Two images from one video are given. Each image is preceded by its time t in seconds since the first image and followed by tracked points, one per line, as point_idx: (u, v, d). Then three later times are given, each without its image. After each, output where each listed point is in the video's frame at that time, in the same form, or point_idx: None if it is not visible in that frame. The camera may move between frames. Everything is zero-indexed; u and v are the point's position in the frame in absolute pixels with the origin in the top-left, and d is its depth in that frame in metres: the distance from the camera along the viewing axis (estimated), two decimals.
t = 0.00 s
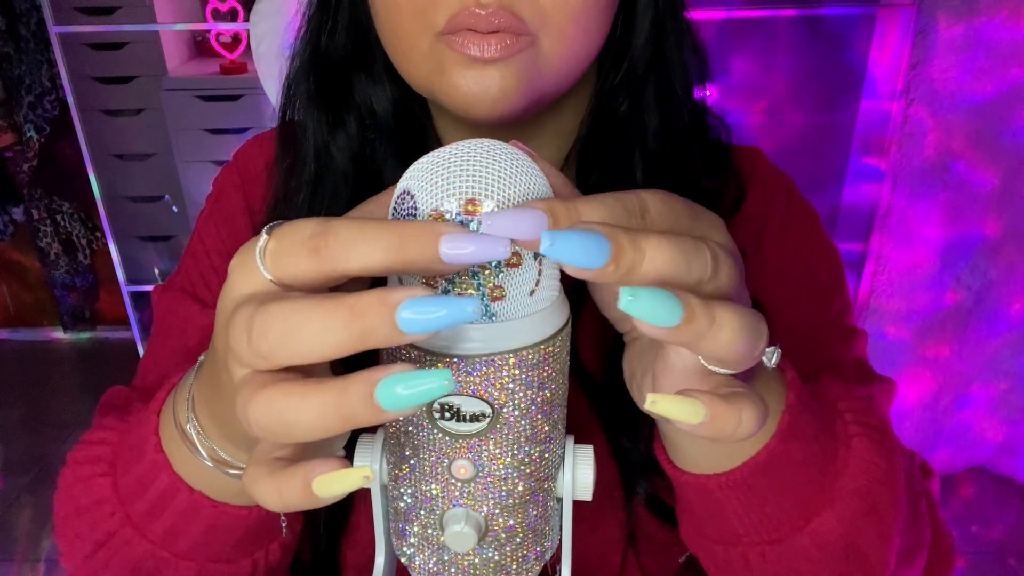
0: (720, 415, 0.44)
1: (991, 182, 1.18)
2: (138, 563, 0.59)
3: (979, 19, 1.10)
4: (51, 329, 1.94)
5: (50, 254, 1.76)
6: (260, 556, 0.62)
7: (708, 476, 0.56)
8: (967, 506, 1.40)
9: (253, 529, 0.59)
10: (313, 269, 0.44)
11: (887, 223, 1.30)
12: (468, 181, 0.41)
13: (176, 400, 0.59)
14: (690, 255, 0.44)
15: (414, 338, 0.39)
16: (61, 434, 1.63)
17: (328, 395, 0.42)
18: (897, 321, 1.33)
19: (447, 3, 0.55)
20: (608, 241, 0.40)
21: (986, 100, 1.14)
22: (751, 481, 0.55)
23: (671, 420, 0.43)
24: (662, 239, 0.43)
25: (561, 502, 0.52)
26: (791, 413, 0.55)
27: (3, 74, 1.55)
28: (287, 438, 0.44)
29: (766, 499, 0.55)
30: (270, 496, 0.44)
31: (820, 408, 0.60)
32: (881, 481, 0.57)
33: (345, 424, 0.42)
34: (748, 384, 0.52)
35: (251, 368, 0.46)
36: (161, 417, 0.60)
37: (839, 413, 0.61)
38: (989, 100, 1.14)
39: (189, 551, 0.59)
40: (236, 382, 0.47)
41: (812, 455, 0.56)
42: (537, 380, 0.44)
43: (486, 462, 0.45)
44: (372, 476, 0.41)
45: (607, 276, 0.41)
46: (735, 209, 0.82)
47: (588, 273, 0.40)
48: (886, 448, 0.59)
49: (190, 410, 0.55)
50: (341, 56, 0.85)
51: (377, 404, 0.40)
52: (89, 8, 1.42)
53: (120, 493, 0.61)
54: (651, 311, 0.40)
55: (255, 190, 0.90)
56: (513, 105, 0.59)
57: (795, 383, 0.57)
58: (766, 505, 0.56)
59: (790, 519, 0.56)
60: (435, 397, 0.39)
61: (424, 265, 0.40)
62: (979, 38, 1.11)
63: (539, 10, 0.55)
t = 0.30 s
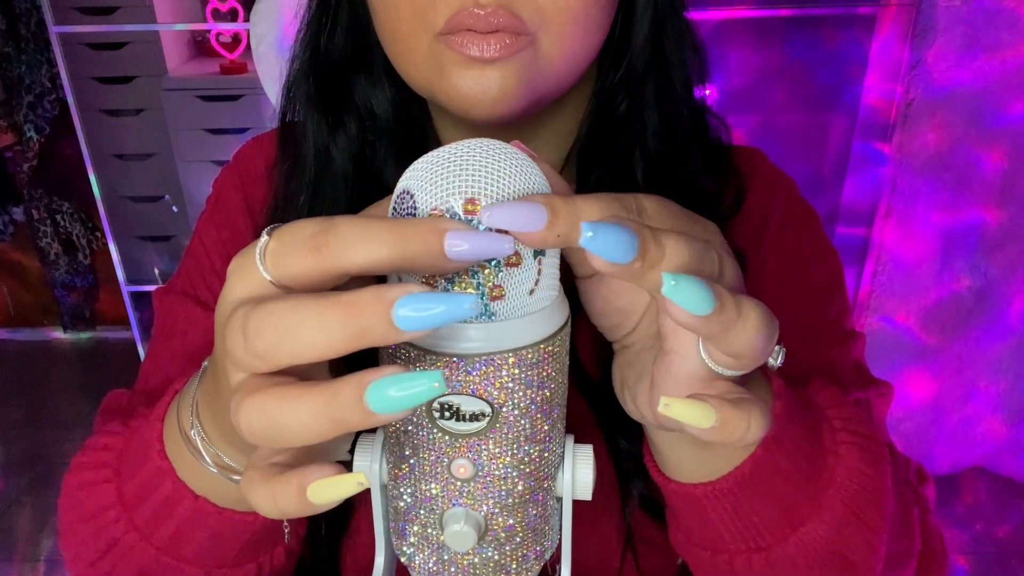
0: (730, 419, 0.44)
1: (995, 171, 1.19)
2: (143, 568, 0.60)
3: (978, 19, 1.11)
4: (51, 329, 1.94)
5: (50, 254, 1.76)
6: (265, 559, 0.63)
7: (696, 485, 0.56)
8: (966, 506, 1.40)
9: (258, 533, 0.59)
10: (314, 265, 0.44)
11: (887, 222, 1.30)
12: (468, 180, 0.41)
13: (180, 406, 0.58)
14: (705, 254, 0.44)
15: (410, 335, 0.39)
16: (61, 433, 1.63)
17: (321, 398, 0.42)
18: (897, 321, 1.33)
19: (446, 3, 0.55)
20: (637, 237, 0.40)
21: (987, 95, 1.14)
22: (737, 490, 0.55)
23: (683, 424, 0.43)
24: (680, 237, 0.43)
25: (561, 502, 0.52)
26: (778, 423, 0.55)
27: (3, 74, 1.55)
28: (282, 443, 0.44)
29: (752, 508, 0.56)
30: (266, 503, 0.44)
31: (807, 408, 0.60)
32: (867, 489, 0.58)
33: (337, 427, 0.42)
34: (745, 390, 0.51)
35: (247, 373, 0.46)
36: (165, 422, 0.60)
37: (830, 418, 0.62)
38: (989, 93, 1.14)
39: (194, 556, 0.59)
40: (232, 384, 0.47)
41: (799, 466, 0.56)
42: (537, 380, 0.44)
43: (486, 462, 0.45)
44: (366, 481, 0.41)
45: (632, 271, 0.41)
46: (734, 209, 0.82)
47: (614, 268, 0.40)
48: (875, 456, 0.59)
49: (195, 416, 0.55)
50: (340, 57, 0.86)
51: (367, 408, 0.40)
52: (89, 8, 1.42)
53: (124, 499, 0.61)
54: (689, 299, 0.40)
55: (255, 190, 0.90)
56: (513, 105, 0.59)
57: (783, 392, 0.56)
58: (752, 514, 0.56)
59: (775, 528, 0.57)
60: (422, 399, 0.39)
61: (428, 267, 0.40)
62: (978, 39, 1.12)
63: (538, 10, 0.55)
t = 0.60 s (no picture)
0: (700, 436, 0.45)
1: (998, 162, 1.17)
2: (140, 567, 0.59)
3: (980, 21, 1.11)
4: (52, 329, 1.94)
5: (50, 254, 1.76)
6: (262, 559, 0.62)
7: (693, 494, 0.56)
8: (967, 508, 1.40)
9: (255, 530, 0.59)
10: (308, 258, 0.44)
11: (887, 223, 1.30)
12: (468, 181, 0.41)
13: (176, 402, 0.59)
14: (686, 275, 0.46)
15: (418, 329, 0.40)
16: (61, 433, 1.63)
17: (330, 384, 0.42)
18: (895, 324, 1.32)
19: (446, 4, 0.55)
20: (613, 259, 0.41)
21: (988, 95, 1.14)
22: (733, 499, 0.55)
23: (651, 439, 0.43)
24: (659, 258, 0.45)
25: (561, 503, 0.52)
26: (774, 432, 0.56)
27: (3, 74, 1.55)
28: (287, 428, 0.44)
29: (749, 516, 0.56)
30: (269, 491, 0.44)
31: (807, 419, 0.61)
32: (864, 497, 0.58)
33: (346, 414, 0.42)
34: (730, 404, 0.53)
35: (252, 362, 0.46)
36: (162, 417, 0.60)
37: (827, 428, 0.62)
38: (991, 95, 1.14)
39: (190, 553, 0.59)
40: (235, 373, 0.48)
41: (795, 473, 0.56)
42: (537, 381, 0.44)
43: (486, 462, 0.45)
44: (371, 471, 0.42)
45: (609, 292, 0.42)
46: (735, 211, 0.82)
47: (592, 291, 0.41)
48: (873, 465, 0.59)
49: (192, 411, 0.56)
50: (340, 59, 0.85)
51: (378, 395, 0.41)
52: (89, 8, 1.42)
53: (119, 494, 0.61)
54: (639, 322, 0.41)
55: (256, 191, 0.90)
56: (513, 106, 0.59)
57: (779, 399, 0.58)
58: (749, 522, 0.56)
59: (771, 535, 0.57)
60: (435, 387, 0.39)
61: (431, 254, 0.40)
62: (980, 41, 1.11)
63: (539, 11, 0.55)
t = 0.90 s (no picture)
0: (642, 392, 0.46)
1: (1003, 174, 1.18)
2: (131, 557, 0.59)
3: (981, 21, 1.10)
4: (52, 329, 1.94)
5: (50, 254, 1.76)
6: (256, 550, 0.62)
7: (681, 492, 0.58)
8: (967, 508, 1.39)
9: (248, 518, 0.59)
10: (310, 230, 0.45)
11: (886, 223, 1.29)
12: (467, 181, 0.42)
13: (172, 384, 0.59)
14: (642, 272, 0.45)
15: (422, 288, 0.39)
16: (60, 433, 1.63)
17: (332, 339, 0.43)
18: (895, 324, 1.32)
19: (445, 3, 0.55)
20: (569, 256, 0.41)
21: (991, 95, 1.14)
22: (720, 497, 0.57)
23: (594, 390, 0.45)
24: (615, 253, 0.44)
25: (562, 503, 0.52)
26: (759, 431, 0.58)
27: (3, 74, 1.55)
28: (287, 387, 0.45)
29: (735, 515, 0.58)
30: (263, 451, 0.46)
31: (792, 420, 0.62)
32: (848, 499, 0.58)
33: (349, 371, 0.43)
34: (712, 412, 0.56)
35: (246, 327, 0.46)
36: (157, 401, 0.61)
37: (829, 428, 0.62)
38: (992, 98, 1.14)
39: (183, 541, 0.59)
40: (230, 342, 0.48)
41: (781, 473, 0.58)
42: (537, 381, 0.44)
43: (486, 462, 0.45)
44: (367, 430, 0.42)
45: (563, 288, 0.42)
46: (735, 210, 0.82)
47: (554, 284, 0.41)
48: (861, 467, 0.60)
49: (185, 394, 0.56)
50: (340, 60, 0.85)
51: (377, 350, 0.41)
52: (89, 7, 1.42)
53: (114, 482, 0.61)
54: (535, 314, 0.40)
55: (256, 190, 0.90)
56: (513, 106, 0.59)
57: (766, 401, 0.60)
58: (735, 520, 0.58)
59: (757, 534, 0.58)
60: (434, 341, 0.39)
61: (437, 233, 0.41)
62: (980, 41, 1.11)
63: (539, 10, 0.55)
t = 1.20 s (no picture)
0: (632, 370, 0.45)
1: (1008, 171, 1.18)
2: (129, 556, 0.59)
3: (982, 22, 1.11)
4: (51, 329, 1.94)
5: (49, 254, 1.75)
6: (256, 549, 0.63)
7: (678, 490, 0.58)
8: (967, 508, 1.39)
9: (247, 519, 0.60)
10: (310, 227, 0.45)
11: (887, 222, 1.29)
12: (467, 181, 0.42)
13: (170, 384, 0.58)
14: (619, 266, 0.46)
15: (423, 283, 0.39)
16: (60, 433, 1.63)
17: (326, 337, 0.43)
18: (895, 324, 1.32)
19: (444, 3, 0.55)
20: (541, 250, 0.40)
21: (991, 91, 1.14)
22: (716, 496, 0.57)
23: (592, 368, 0.44)
24: (591, 249, 0.44)
25: (562, 503, 0.52)
26: (754, 430, 0.58)
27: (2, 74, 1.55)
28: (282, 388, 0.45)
29: (731, 513, 0.58)
30: (261, 452, 0.46)
31: (789, 419, 0.63)
32: (846, 497, 0.58)
33: (341, 369, 0.43)
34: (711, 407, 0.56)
35: (244, 324, 0.46)
36: (156, 401, 0.60)
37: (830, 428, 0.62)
38: (991, 97, 1.14)
39: (182, 542, 0.59)
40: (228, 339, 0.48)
41: (776, 471, 0.58)
42: (537, 380, 0.44)
43: (486, 462, 0.45)
44: (360, 433, 0.42)
45: (540, 282, 0.42)
46: (735, 210, 0.82)
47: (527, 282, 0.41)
48: (856, 465, 0.60)
49: (185, 391, 0.55)
50: (340, 61, 0.85)
51: (372, 348, 0.41)
52: (89, 7, 1.41)
53: (113, 481, 0.60)
54: (519, 305, 0.40)
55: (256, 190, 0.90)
56: (513, 105, 0.59)
57: (761, 399, 0.60)
58: (731, 518, 0.58)
59: (754, 532, 0.58)
60: (427, 339, 0.38)
61: (437, 229, 0.40)
62: (981, 42, 1.12)
63: (539, 10, 0.54)
